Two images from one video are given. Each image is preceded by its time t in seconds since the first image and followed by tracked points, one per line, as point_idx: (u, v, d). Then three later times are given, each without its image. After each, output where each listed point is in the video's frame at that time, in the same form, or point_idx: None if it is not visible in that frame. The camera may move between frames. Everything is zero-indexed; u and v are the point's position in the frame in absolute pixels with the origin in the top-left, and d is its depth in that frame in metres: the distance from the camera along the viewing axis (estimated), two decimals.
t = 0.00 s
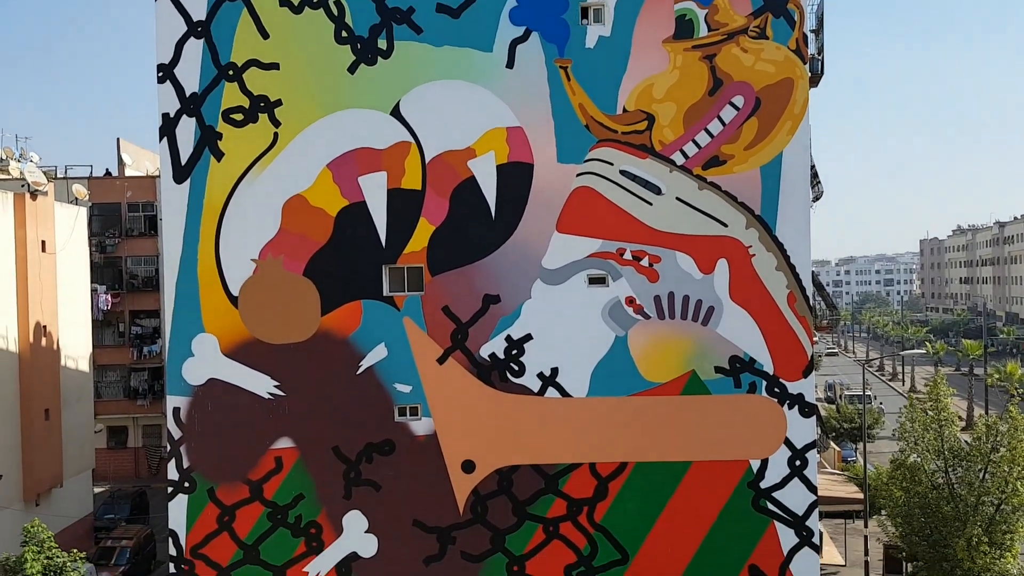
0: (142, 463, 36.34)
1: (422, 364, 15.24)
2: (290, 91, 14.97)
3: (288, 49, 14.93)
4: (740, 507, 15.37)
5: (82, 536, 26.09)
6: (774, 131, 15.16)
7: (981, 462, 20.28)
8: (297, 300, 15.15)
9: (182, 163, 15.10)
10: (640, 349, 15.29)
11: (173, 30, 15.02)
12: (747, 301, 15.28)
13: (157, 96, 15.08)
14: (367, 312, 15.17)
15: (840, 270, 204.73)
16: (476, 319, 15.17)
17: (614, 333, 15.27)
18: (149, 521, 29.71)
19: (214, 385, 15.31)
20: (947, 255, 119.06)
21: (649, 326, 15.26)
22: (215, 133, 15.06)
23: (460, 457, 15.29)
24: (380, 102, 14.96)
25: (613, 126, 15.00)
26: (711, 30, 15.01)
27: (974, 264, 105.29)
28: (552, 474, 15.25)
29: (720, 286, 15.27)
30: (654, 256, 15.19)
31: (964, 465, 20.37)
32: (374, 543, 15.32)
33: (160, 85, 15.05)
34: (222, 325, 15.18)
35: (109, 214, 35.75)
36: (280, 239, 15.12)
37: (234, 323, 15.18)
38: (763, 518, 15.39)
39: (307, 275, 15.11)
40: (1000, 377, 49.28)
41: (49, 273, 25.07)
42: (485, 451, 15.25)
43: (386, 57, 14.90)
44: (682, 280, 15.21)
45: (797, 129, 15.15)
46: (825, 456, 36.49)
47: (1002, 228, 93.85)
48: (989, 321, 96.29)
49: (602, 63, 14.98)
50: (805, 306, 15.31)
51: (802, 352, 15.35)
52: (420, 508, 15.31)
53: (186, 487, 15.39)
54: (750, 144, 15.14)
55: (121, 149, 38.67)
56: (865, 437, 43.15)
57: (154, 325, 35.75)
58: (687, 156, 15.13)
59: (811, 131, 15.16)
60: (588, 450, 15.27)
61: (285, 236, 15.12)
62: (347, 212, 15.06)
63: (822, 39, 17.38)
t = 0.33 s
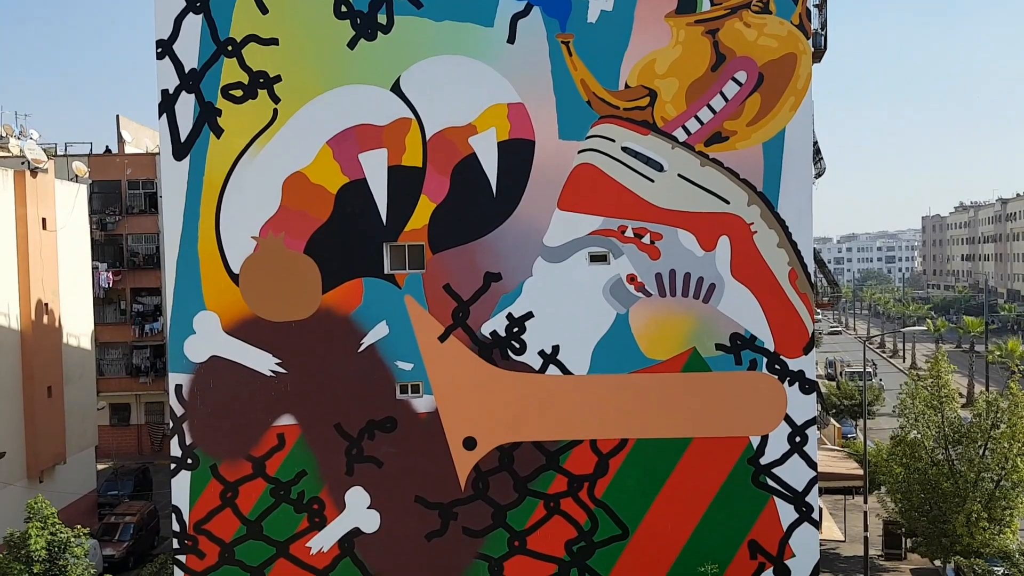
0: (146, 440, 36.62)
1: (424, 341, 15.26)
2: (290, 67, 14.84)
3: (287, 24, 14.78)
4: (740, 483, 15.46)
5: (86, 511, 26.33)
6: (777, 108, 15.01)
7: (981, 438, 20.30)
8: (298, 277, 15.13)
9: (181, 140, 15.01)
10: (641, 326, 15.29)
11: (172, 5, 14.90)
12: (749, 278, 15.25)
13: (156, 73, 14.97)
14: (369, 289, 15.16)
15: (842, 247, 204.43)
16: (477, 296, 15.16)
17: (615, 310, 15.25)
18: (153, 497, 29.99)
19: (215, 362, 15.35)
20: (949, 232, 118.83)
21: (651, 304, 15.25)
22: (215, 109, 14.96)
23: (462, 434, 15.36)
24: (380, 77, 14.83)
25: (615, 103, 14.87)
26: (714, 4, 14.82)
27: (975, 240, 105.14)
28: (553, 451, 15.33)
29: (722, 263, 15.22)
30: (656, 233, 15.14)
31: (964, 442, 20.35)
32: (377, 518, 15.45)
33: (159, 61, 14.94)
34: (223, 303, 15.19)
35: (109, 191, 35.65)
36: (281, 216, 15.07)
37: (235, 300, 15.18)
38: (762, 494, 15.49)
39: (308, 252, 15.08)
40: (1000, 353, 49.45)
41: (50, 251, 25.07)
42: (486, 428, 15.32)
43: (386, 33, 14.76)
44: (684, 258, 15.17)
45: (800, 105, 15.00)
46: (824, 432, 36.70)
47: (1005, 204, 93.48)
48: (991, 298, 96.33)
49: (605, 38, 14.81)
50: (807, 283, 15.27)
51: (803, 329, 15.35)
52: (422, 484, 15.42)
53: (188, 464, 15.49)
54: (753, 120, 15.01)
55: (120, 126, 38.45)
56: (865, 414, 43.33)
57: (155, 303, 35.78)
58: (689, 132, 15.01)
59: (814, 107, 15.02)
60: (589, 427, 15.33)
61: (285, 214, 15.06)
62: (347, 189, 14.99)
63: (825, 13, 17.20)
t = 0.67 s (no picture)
0: (149, 415, 36.88)
1: (426, 318, 15.26)
2: (291, 41, 14.72)
3: None
4: (741, 460, 15.53)
5: (90, 485, 26.58)
6: (782, 83, 14.85)
7: (983, 416, 20.22)
8: (300, 253, 15.12)
9: (183, 115, 14.92)
10: (643, 304, 15.26)
11: None
12: (752, 256, 15.18)
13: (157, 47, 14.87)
14: (371, 266, 15.14)
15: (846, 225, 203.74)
16: (480, 274, 15.13)
17: (617, 287, 15.22)
18: (156, 472, 30.25)
19: (218, 338, 15.40)
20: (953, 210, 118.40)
21: (653, 281, 15.21)
22: (216, 84, 14.87)
23: (464, 411, 15.42)
24: (382, 52, 14.69)
25: (619, 78, 14.74)
26: None
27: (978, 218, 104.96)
28: (554, 427, 15.39)
29: (725, 240, 15.16)
30: (659, 211, 15.06)
31: (965, 420, 20.28)
32: (380, 493, 15.57)
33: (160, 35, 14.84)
34: (225, 279, 15.19)
35: (111, 166, 35.57)
36: (283, 192, 15.02)
37: (237, 276, 15.18)
38: (763, 471, 15.57)
39: (310, 228, 15.04)
40: (1002, 331, 49.45)
41: (53, 226, 25.07)
42: (488, 405, 15.38)
43: (388, 6, 14.61)
44: (687, 235, 15.10)
45: (805, 81, 14.83)
46: (826, 410, 36.80)
47: (1009, 182, 92.93)
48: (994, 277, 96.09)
49: (609, 12, 14.64)
50: (810, 260, 15.20)
51: (805, 307, 15.31)
52: (424, 460, 15.52)
53: (192, 439, 15.60)
54: (758, 96, 14.86)
55: (121, 101, 38.24)
56: (865, 391, 43.42)
57: (158, 279, 35.79)
58: (694, 108, 14.88)
59: (820, 83, 14.85)
60: (591, 404, 15.38)
61: (287, 189, 15.01)
62: (349, 165, 14.92)
63: None
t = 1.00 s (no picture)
0: (151, 384, 37.06)
1: (427, 289, 15.25)
2: (290, 7, 14.54)
3: None
4: (740, 430, 15.62)
5: (93, 453, 26.86)
6: (786, 51, 14.63)
7: (981, 385, 20.18)
8: (300, 222, 15.06)
9: (181, 82, 14.77)
10: (644, 275, 15.23)
11: None
12: (753, 226, 15.10)
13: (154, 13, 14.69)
14: (372, 236, 15.09)
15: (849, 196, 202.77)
16: (480, 244, 15.08)
17: (618, 258, 15.18)
18: (158, 440, 30.52)
19: (218, 308, 15.42)
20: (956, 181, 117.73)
21: (654, 252, 15.16)
22: (215, 51, 14.71)
23: (464, 381, 15.49)
24: (382, 18, 14.50)
25: (621, 45, 14.55)
26: None
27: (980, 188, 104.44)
28: (554, 397, 15.47)
29: (727, 210, 15.07)
30: (661, 180, 14.95)
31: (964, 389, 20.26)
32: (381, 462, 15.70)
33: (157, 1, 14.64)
34: (225, 248, 15.16)
35: (110, 135, 35.33)
36: (282, 161, 14.92)
37: (237, 245, 15.15)
38: (762, 442, 15.67)
39: (310, 198, 14.96)
40: (1002, 301, 49.45)
41: (52, 194, 24.98)
42: (488, 375, 15.43)
43: None
44: (689, 205, 15.01)
45: (809, 48, 14.61)
46: (825, 379, 36.96)
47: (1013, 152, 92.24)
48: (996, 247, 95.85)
49: None
50: (811, 231, 15.13)
51: (806, 277, 15.27)
52: (425, 429, 15.62)
53: (194, 407, 15.70)
54: (761, 64, 14.66)
55: (120, 68, 37.85)
56: (864, 361, 43.53)
57: (158, 249, 35.74)
58: (697, 76, 14.70)
59: (824, 51, 14.62)
60: (591, 375, 15.43)
61: (287, 159, 14.91)
62: (349, 133, 14.79)
63: None
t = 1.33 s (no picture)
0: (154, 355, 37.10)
1: (428, 262, 15.22)
2: None
3: None
4: (741, 403, 15.67)
5: (98, 426, 27.06)
6: (791, 20, 14.42)
7: (983, 358, 20.22)
8: (301, 195, 15.01)
9: (181, 53, 14.64)
10: (646, 248, 15.17)
11: None
12: (757, 198, 14.99)
13: None
14: (373, 209, 15.04)
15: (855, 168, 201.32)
16: (482, 217, 15.02)
17: (620, 231, 15.12)
18: (163, 413, 30.72)
19: (221, 281, 15.43)
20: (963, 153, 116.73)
21: (657, 225, 15.09)
22: (215, 22, 14.57)
23: (467, 354, 15.52)
24: None
25: (624, 15, 14.38)
26: None
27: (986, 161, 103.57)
28: (556, 370, 15.50)
29: (730, 183, 14.96)
30: (664, 152, 14.83)
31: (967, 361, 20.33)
32: (384, 435, 15.81)
33: None
34: (227, 221, 15.13)
35: (110, 107, 35.15)
36: (283, 134, 14.82)
37: (239, 218, 15.11)
38: (763, 415, 15.73)
39: (312, 171, 14.90)
40: (1006, 274, 49.26)
41: (53, 167, 24.92)
42: (491, 348, 15.47)
43: None
44: (692, 177, 14.90)
45: (815, 18, 14.40)
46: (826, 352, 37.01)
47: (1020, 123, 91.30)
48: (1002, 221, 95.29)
49: None
50: (815, 203, 15.02)
51: (809, 250, 15.19)
52: (428, 402, 15.70)
53: (198, 380, 15.78)
54: (766, 34, 14.46)
55: (119, 40, 37.55)
56: (866, 334, 43.53)
57: (159, 223, 35.79)
58: (701, 46, 14.53)
59: (830, 20, 14.43)
60: (593, 348, 15.45)
61: (287, 131, 14.81)
62: (350, 105, 14.68)
63: None
